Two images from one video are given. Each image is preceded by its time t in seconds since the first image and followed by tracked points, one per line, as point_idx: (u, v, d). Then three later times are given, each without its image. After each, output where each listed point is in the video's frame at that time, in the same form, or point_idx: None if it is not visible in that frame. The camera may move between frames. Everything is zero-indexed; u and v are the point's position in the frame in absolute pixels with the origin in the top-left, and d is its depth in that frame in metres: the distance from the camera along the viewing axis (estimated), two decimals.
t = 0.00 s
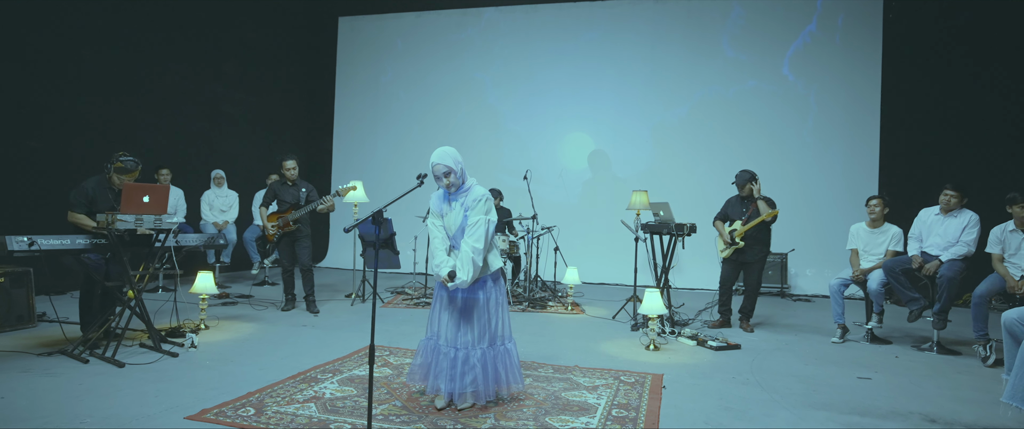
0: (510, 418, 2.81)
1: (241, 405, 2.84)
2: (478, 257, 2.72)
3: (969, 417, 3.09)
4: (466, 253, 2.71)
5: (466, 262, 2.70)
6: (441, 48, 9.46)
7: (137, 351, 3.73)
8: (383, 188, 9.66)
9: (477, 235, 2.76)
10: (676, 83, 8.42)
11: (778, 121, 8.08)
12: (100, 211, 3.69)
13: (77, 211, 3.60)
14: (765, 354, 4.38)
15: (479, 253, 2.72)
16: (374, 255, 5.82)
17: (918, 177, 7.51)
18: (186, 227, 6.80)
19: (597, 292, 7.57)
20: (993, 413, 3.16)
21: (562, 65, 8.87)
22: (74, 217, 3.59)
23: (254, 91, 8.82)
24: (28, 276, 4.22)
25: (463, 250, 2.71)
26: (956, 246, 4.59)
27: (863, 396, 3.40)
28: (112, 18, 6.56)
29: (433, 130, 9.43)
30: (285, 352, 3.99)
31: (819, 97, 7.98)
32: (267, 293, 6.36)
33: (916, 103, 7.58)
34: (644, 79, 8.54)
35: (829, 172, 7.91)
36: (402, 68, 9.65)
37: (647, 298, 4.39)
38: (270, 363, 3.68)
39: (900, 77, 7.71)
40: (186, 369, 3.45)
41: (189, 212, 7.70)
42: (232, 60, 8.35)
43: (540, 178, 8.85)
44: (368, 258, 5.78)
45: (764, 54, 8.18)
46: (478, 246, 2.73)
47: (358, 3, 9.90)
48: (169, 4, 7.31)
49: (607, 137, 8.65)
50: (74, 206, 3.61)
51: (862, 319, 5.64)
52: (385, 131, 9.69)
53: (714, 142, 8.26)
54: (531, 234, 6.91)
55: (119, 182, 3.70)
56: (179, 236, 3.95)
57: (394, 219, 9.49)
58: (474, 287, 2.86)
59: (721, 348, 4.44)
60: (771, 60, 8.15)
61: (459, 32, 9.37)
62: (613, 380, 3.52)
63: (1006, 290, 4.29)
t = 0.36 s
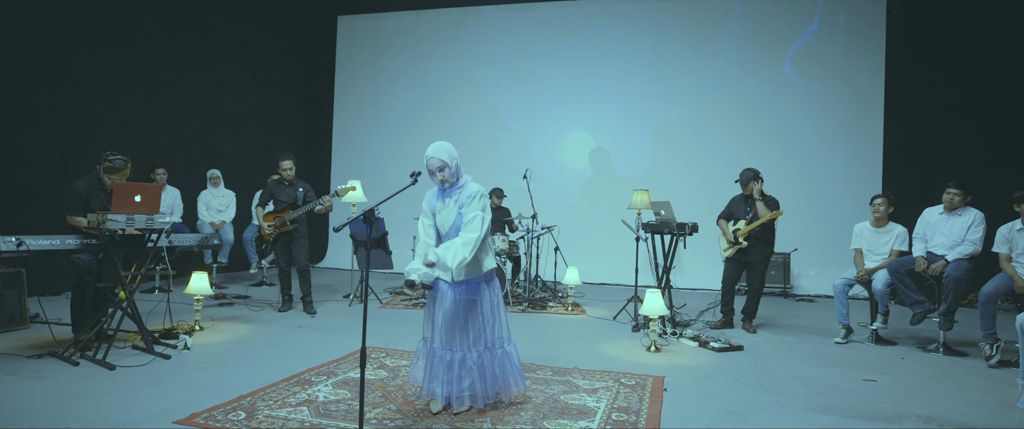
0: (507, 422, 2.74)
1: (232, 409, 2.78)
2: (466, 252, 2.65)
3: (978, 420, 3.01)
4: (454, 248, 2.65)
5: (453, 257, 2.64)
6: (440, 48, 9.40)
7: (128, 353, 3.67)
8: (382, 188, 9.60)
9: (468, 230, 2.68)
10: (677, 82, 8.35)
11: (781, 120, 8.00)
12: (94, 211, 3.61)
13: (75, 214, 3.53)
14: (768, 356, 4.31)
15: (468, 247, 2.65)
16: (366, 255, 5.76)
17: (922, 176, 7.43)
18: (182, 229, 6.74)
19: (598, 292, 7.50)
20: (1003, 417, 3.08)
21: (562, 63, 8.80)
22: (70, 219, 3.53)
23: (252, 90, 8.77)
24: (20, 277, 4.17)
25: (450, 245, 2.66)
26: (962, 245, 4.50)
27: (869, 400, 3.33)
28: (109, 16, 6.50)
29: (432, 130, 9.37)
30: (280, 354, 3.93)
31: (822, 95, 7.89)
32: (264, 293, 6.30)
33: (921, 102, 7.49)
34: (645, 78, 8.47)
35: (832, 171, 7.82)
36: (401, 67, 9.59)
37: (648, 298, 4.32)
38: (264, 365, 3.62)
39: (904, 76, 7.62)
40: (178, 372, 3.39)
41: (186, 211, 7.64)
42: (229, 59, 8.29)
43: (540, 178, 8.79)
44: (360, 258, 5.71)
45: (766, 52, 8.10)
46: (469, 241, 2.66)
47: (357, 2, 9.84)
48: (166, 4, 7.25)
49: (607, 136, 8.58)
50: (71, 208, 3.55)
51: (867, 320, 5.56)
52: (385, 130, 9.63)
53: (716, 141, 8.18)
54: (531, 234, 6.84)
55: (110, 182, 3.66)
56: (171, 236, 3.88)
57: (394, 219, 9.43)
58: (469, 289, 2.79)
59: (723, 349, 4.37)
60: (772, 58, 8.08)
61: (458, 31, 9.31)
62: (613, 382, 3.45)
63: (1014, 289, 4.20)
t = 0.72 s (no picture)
0: None
1: (227, 415, 2.72)
2: (449, 228, 2.61)
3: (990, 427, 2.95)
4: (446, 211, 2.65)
5: (442, 218, 2.63)
6: (441, 47, 9.34)
7: (124, 357, 3.62)
8: (382, 188, 9.55)
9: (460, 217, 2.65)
10: (680, 82, 8.28)
11: (784, 120, 7.93)
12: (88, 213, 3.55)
13: (67, 215, 3.47)
14: (773, 359, 4.25)
15: (457, 227, 2.62)
16: (363, 257, 5.70)
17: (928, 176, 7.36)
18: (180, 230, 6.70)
19: (600, 294, 7.44)
20: (1015, 423, 3.01)
21: (564, 63, 8.74)
22: (64, 221, 3.47)
23: (251, 90, 8.72)
24: (15, 279, 4.12)
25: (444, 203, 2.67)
26: (969, 247, 4.43)
27: (877, 405, 3.26)
28: (106, 15, 6.45)
29: (433, 130, 9.31)
30: (278, 357, 3.87)
31: (826, 95, 7.82)
32: (263, 295, 6.25)
33: (926, 102, 7.42)
34: (647, 77, 8.41)
35: (836, 172, 7.75)
36: (401, 66, 9.54)
37: (651, 301, 4.26)
38: (262, 369, 3.56)
39: (909, 76, 7.55)
40: (173, 376, 3.34)
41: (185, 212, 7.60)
42: (228, 59, 8.24)
43: (542, 178, 8.73)
44: (358, 261, 5.65)
45: (769, 51, 8.03)
46: (459, 224, 2.62)
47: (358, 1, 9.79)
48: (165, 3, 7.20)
49: (610, 137, 8.51)
50: (63, 210, 3.48)
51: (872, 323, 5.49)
52: (385, 131, 9.58)
53: (718, 141, 8.11)
54: (532, 235, 6.78)
55: (104, 182, 3.61)
56: (167, 238, 3.83)
57: (394, 220, 9.39)
58: (456, 292, 2.75)
59: (727, 352, 4.31)
60: (776, 58, 8.00)
61: (459, 30, 9.26)
62: (615, 387, 3.40)
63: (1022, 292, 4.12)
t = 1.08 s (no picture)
0: None
1: (225, 423, 2.66)
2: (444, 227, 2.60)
3: None
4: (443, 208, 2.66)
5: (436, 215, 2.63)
6: (443, 47, 9.29)
7: (121, 361, 3.56)
8: (384, 189, 9.49)
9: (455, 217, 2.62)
10: (683, 82, 8.22)
11: (788, 121, 7.86)
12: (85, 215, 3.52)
13: (64, 217, 3.43)
14: (780, 364, 4.18)
15: (450, 227, 2.60)
16: (362, 263, 5.54)
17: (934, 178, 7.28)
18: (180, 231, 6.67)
19: (603, 296, 7.37)
20: None
21: (566, 63, 8.68)
22: (61, 223, 3.42)
23: (252, 90, 8.67)
24: (12, 282, 4.07)
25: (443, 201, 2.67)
26: (979, 250, 4.35)
27: (889, 412, 3.19)
28: (106, 14, 6.40)
29: (435, 130, 9.26)
30: (278, 362, 3.82)
31: (832, 96, 7.75)
32: (263, 297, 6.20)
33: (933, 103, 7.34)
34: (651, 77, 8.34)
35: (842, 174, 7.68)
36: (402, 66, 9.49)
37: (656, 305, 4.18)
38: (261, 375, 3.50)
39: (916, 76, 7.48)
40: (171, 381, 3.28)
41: (186, 213, 7.55)
42: (229, 59, 8.19)
43: (544, 179, 8.67)
44: (358, 265, 5.56)
45: (774, 51, 7.96)
46: (452, 223, 2.60)
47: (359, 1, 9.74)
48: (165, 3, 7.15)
49: (612, 137, 8.45)
50: (59, 211, 3.44)
51: (880, 326, 5.42)
52: (386, 131, 9.53)
53: (722, 142, 8.04)
54: (535, 236, 6.71)
55: (99, 184, 3.54)
56: (165, 241, 3.76)
57: (395, 220, 9.33)
58: (448, 296, 2.69)
59: (734, 357, 4.24)
60: (780, 58, 7.93)
61: (461, 30, 9.20)
62: (621, 393, 3.33)
63: None
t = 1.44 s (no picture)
0: None
1: None
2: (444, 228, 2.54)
3: None
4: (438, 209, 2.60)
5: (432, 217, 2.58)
6: (445, 47, 9.22)
7: (119, 366, 3.49)
8: (385, 189, 9.44)
9: (451, 217, 2.56)
10: (687, 81, 8.14)
11: (793, 121, 7.78)
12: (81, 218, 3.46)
13: (60, 220, 3.37)
14: (789, 368, 4.11)
15: (446, 227, 2.54)
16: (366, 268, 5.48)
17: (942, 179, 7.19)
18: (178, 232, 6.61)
19: (607, 297, 7.31)
20: None
21: (569, 62, 8.61)
22: (58, 225, 3.36)
23: (253, 90, 8.61)
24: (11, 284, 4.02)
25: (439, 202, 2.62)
26: (991, 252, 4.27)
27: (903, 418, 3.12)
28: (106, 13, 6.34)
29: (437, 130, 9.20)
30: (279, 365, 3.76)
31: (837, 96, 7.67)
32: (264, 299, 6.14)
33: (941, 103, 7.26)
34: (655, 77, 8.26)
35: (848, 175, 7.60)
36: (405, 66, 9.43)
37: (663, 308, 4.10)
38: (262, 379, 3.44)
39: (923, 76, 7.40)
40: (169, 386, 3.22)
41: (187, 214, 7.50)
42: (230, 59, 8.14)
43: (547, 179, 8.60)
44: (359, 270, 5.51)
45: (779, 50, 7.88)
46: (448, 223, 2.54)
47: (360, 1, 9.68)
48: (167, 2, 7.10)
49: (616, 138, 8.37)
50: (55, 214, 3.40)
51: (889, 329, 5.35)
52: (388, 131, 9.47)
53: (727, 142, 7.97)
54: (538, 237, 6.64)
55: (96, 187, 3.49)
56: (164, 242, 3.71)
57: (397, 221, 9.29)
58: (449, 300, 2.63)
59: (741, 360, 4.17)
60: (786, 57, 7.85)
61: (463, 29, 9.14)
62: (628, 398, 3.27)
63: None
